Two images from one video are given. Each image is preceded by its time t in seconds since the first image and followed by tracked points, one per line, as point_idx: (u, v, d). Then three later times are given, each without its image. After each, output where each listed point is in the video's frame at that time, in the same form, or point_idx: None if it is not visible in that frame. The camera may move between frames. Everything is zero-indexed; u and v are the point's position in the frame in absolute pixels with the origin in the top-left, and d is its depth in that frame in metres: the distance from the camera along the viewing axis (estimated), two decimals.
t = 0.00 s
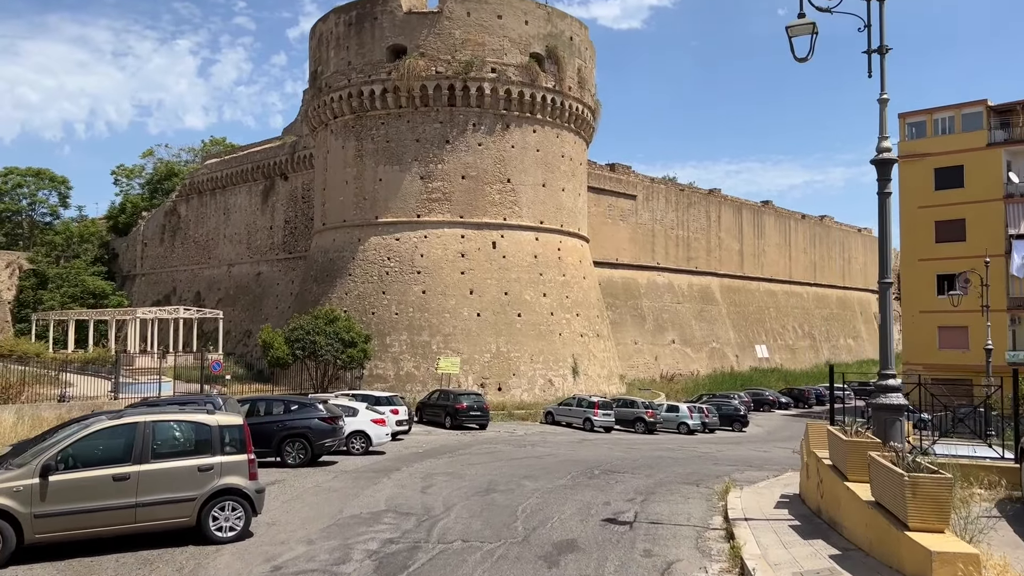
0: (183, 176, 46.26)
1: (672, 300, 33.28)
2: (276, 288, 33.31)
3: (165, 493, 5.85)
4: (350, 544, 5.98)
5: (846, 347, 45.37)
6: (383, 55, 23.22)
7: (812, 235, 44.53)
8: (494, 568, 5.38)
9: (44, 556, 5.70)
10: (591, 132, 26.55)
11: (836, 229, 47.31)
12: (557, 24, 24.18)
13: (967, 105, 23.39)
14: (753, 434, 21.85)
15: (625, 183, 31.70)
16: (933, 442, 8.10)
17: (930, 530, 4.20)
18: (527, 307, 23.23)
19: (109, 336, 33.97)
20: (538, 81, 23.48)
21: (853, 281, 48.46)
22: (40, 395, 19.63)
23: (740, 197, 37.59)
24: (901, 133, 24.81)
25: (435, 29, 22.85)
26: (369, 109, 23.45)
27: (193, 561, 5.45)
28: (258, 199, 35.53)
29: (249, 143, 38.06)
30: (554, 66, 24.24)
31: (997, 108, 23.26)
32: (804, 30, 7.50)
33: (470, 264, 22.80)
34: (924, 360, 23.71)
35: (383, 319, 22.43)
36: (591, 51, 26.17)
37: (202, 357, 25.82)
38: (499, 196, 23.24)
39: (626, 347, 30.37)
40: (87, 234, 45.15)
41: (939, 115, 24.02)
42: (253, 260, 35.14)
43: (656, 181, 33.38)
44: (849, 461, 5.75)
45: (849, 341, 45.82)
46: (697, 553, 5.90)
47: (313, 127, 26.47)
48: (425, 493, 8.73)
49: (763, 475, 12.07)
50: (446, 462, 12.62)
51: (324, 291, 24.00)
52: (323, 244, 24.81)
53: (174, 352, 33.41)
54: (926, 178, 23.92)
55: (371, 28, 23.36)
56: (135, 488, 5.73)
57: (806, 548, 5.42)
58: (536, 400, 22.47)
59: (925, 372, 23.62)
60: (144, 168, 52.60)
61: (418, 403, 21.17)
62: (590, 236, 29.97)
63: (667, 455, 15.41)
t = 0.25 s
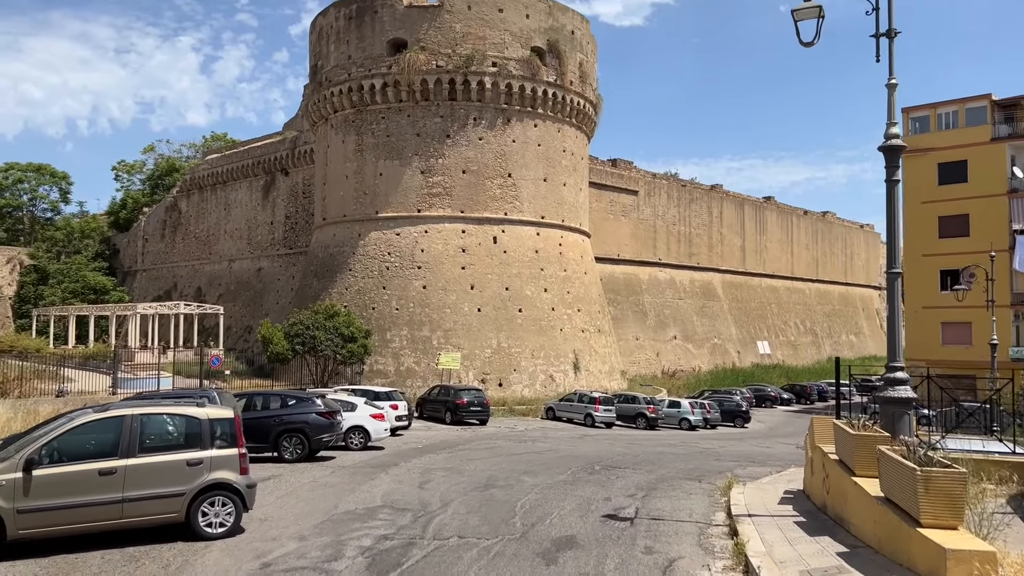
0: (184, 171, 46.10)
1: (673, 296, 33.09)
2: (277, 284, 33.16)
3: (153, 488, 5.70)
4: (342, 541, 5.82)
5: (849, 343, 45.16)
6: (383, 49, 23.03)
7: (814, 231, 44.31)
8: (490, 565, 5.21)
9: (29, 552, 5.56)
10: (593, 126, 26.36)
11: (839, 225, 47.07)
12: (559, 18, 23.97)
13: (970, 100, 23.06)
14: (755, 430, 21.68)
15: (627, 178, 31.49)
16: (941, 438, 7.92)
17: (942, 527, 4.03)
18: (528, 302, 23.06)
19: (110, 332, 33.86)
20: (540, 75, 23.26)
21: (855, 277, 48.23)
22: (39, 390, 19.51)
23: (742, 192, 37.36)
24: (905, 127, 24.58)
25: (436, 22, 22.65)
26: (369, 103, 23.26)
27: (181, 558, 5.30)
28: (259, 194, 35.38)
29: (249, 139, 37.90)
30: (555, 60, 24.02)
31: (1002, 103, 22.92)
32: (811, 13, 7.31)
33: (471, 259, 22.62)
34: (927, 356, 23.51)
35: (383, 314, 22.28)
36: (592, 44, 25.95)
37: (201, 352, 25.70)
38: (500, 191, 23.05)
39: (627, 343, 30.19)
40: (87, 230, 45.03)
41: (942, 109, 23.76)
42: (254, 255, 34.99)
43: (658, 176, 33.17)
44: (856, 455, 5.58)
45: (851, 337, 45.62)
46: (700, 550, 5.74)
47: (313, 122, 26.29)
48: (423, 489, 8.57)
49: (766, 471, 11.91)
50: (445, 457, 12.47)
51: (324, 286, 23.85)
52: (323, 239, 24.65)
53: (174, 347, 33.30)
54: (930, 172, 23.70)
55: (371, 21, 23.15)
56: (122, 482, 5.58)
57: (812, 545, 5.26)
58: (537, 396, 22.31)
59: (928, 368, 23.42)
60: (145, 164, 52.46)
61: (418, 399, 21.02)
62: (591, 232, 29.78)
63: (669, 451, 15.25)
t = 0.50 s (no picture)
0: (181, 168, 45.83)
1: (674, 294, 32.86)
2: (275, 282, 32.93)
3: (134, 493, 5.49)
4: (331, 548, 5.61)
5: (849, 342, 44.94)
6: (382, 45, 22.80)
7: (815, 229, 44.09)
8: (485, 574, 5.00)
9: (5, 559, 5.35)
10: (592, 123, 26.15)
11: (839, 223, 46.86)
12: (558, 14, 23.73)
13: (973, 96, 23.00)
14: (756, 429, 21.47)
15: (627, 175, 31.26)
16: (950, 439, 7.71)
17: (959, 536, 3.83)
18: (527, 300, 22.84)
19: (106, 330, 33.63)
20: (539, 71, 23.03)
21: (856, 275, 48.02)
22: (33, 389, 19.30)
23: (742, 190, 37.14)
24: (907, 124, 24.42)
25: (434, 18, 22.40)
26: (367, 100, 23.02)
27: (162, 566, 5.09)
28: (256, 192, 35.16)
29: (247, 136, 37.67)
30: (555, 56, 23.77)
31: (1005, 99, 22.86)
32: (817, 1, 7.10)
33: (469, 257, 22.40)
34: (929, 354, 23.29)
35: (381, 312, 22.05)
36: (592, 40, 25.72)
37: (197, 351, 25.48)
38: (499, 188, 22.83)
39: (627, 341, 29.97)
40: (84, 228, 44.78)
41: (945, 106, 23.67)
42: (252, 253, 34.76)
43: (658, 173, 32.93)
44: (864, 459, 5.38)
45: (852, 335, 45.41)
46: (703, 556, 5.54)
47: (311, 118, 26.05)
48: (417, 491, 8.36)
49: (768, 472, 11.69)
50: (442, 458, 12.26)
51: (321, 284, 23.63)
52: (320, 237, 24.41)
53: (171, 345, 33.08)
54: (932, 170, 23.45)
55: (369, 17, 22.90)
56: (102, 487, 5.37)
57: (820, 553, 5.05)
58: (536, 395, 22.10)
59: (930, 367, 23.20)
60: (143, 161, 52.21)
61: (416, 398, 20.80)
62: (591, 229, 29.54)
63: (670, 451, 15.04)
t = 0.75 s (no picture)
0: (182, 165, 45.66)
1: (675, 291, 32.68)
2: (275, 279, 32.77)
3: (123, 491, 5.33)
4: (326, 547, 5.45)
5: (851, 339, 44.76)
6: (382, 40, 22.61)
7: (817, 226, 43.89)
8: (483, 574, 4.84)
9: None
10: (594, 119, 25.97)
11: (842, 220, 46.64)
12: (560, 8, 23.53)
13: (977, 91, 22.88)
14: (758, 426, 21.30)
15: (628, 171, 31.06)
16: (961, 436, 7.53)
17: (978, 537, 3.67)
18: (528, 297, 22.67)
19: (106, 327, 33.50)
20: (540, 67, 22.85)
21: (858, 272, 47.81)
22: (31, 385, 19.16)
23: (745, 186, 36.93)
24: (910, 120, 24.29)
25: (435, 12, 22.20)
26: (367, 95, 22.84)
27: (151, 567, 4.93)
28: (256, 188, 34.98)
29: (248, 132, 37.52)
30: (556, 51, 23.56)
31: (1009, 94, 22.75)
32: None
33: (470, 254, 22.23)
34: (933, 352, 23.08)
35: (382, 309, 21.90)
36: (594, 35, 25.51)
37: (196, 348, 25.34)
38: (500, 184, 22.65)
39: (629, 338, 29.79)
40: (85, 225, 44.63)
41: (949, 101, 23.52)
42: (252, 250, 34.61)
43: (660, 170, 32.73)
44: (877, 457, 5.21)
45: (854, 332, 45.23)
46: (709, 557, 5.37)
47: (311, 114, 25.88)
48: (416, 489, 8.20)
49: (772, 470, 11.52)
50: (442, 455, 12.10)
51: (321, 280, 23.47)
52: (320, 233, 24.24)
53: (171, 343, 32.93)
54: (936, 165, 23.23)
55: (369, 12, 22.73)
56: (90, 485, 5.21)
57: (832, 553, 4.88)
58: (537, 392, 21.94)
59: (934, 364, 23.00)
60: (143, 158, 52.04)
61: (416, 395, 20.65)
62: (592, 226, 29.36)
63: (672, 448, 14.88)
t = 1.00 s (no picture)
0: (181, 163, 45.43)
1: (677, 290, 32.46)
2: (274, 278, 32.56)
3: (106, 498, 5.12)
4: (318, 556, 5.24)
5: (854, 338, 44.55)
6: (381, 36, 22.40)
7: (820, 224, 43.65)
8: None
9: None
10: (596, 116, 25.74)
11: (844, 218, 46.39)
12: (561, 5, 23.29)
13: (981, 88, 22.52)
14: (761, 426, 21.09)
15: (630, 169, 30.83)
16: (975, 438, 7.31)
17: (1006, 551, 3.45)
18: (528, 295, 22.46)
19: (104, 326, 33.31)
20: (541, 63, 22.63)
21: (861, 271, 47.58)
22: (27, 385, 18.97)
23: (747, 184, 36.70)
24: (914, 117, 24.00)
25: (435, 9, 21.97)
26: (366, 92, 22.62)
27: None
28: (256, 186, 34.76)
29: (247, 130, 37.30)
30: (557, 47, 23.33)
31: (1014, 91, 22.40)
32: None
33: (470, 252, 22.02)
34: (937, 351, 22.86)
35: (381, 308, 21.69)
36: (595, 32, 25.27)
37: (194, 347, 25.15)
38: (500, 181, 22.43)
39: (630, 337, 29.58)
40: (84, 223, 44.42)
41: (952, 98, 23.17)
42: (251, 248, 34.41)
43: (662, 167, 32.50)
44: (892, 462, 5.00)
45: (856, 331, 45.01)
46: (717, 566, 5.16)
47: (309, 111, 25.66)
48: (413, 493, 7.99)
49: (776, 472, 11.31)
50: (441, 456, 11.90)
51: (320, 279, 23.26)
52: (319, 232, 24.03)
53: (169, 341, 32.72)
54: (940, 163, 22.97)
55: (369, 8, 22.50)
56: (72, 492, 5.01)
57: (847, 565, 4.68)
58: (538, 391, 21.73)
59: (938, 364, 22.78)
60: (142, 156, 51.82)
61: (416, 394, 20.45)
62: (593, 224, 29.13)
63: (674, 449, 14.67)
